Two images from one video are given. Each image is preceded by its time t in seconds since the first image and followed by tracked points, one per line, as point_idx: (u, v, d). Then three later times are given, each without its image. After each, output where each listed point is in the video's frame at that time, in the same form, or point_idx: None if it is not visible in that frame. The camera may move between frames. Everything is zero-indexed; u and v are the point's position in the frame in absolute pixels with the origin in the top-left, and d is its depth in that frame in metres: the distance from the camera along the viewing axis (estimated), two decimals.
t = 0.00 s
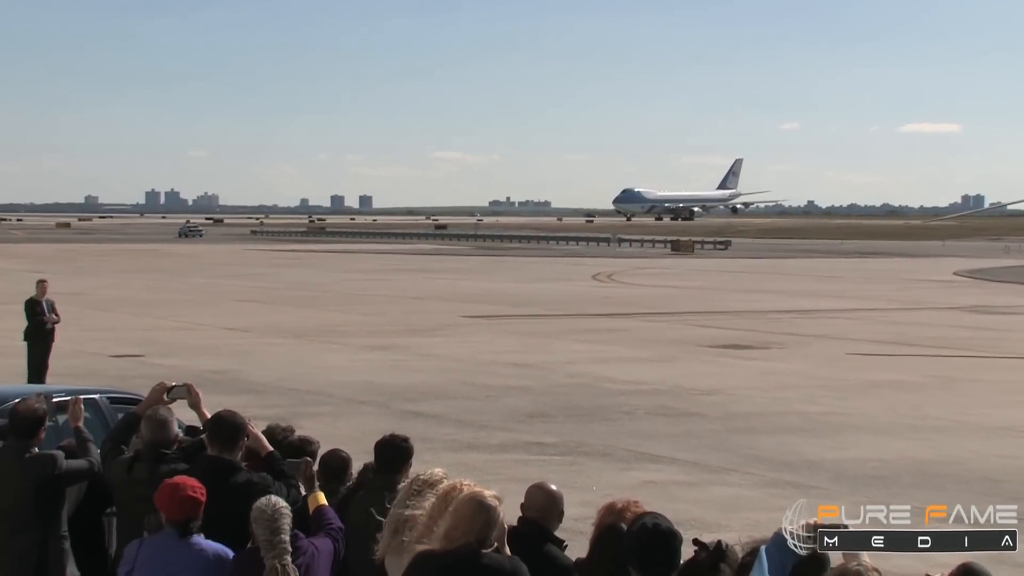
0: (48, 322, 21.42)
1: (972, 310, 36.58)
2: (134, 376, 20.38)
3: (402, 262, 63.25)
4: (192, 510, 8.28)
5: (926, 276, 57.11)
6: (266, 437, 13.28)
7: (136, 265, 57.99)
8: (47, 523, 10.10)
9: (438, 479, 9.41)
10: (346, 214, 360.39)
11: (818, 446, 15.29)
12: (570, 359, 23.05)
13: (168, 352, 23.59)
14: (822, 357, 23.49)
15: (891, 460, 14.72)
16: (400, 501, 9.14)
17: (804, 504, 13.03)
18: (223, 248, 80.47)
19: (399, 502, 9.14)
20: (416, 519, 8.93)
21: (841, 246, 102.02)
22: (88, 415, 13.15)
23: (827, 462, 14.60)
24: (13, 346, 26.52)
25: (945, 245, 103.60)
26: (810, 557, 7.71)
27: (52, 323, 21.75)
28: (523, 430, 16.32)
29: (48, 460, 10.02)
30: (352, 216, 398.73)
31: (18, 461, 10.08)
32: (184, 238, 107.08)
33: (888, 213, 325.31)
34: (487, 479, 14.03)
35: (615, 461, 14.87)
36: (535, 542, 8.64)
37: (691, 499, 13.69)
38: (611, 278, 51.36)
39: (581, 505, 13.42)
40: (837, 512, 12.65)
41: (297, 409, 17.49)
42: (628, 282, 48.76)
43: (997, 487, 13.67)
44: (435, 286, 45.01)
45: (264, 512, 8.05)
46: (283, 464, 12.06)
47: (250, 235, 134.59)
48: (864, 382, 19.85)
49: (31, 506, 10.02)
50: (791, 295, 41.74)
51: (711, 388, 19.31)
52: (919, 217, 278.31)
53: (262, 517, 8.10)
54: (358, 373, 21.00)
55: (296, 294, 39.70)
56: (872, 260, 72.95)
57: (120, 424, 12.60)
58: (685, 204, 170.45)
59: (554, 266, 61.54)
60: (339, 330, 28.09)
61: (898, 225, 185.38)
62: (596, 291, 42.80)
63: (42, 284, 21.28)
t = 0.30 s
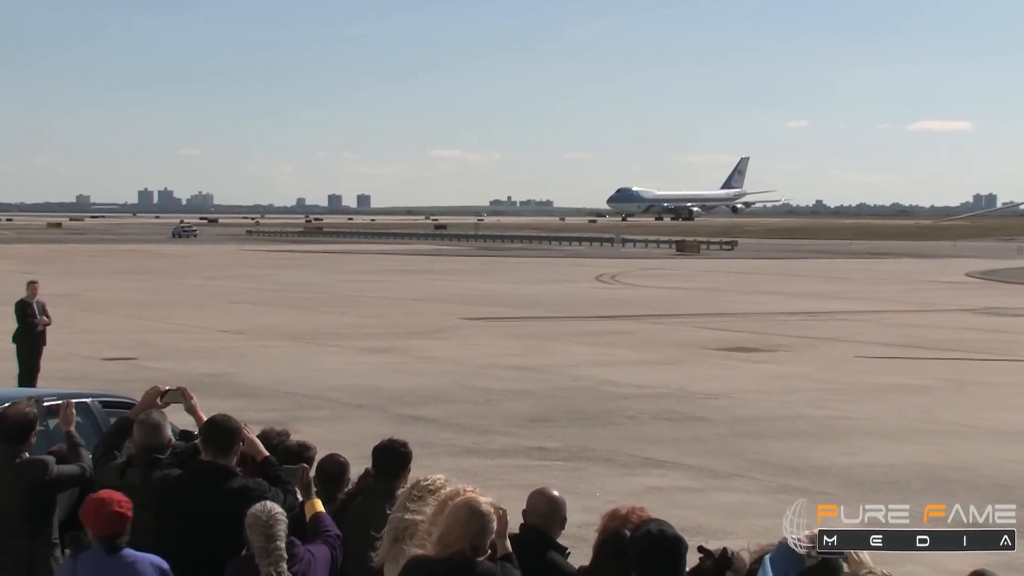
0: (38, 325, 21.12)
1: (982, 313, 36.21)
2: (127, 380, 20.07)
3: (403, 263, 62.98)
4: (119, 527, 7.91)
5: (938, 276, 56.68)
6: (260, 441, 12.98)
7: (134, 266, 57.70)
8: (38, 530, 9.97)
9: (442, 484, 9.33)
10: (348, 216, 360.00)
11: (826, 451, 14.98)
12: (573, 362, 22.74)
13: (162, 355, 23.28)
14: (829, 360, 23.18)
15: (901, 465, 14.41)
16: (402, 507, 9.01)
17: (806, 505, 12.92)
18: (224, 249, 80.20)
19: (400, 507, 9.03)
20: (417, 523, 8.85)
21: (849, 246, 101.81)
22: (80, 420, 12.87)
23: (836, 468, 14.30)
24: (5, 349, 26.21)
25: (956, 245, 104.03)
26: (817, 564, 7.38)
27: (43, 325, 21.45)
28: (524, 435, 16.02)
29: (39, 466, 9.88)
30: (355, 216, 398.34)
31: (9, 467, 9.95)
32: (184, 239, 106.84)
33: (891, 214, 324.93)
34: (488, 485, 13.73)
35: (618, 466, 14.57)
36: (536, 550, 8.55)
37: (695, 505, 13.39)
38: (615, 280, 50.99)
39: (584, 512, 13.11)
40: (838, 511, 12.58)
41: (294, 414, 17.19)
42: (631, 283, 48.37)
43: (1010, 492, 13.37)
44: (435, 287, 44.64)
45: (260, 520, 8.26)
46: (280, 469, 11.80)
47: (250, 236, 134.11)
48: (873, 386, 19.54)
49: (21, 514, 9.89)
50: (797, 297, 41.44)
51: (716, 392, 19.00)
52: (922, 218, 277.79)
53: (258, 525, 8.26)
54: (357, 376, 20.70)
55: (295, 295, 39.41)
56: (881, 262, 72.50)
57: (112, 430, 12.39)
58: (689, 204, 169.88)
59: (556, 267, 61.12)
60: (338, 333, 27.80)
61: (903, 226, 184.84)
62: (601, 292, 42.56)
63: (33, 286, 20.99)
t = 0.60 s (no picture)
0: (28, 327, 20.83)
1: (993, 315, 35.92)
2: (120, 383, 19.77)
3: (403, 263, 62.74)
4: (31, 517, 7.89)
5: (948, 278, 56.40)
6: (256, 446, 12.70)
7: (131, 267, 57.52)
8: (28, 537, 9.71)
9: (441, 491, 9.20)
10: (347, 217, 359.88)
11: (836, 456, 14.67)
12: (576, 365, 22.44)
13: (156, 358, 22.99)
14: (838, 363, 22.87)
15: (912, 470, 14.11)
16: (399, 515, 8.89)
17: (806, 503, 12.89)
18: (224, 250, 79.96)
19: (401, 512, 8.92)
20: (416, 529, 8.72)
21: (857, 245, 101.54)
22: (71, 424, 12.60)
23: (848, 473, 14.00)
24: None
25: (968, 245, 104.41)
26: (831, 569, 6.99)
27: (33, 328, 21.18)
28: (526, 440, 15.72)
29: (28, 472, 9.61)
30: (355, 215, 398.20)
31: None
32: (183, 239, 106.63)
33: (894, 213, 324.55)
34: (489, 492, 13.43)
35: (623, 471, 14.27)
36: (538, 557, 8.40)
37: (701, 511, 13.09)
38: (618, 281, 50.66)
39: (588, 518, 12.82)
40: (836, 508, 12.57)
41: (289, 418, 16.88)
42: (635, 284, 48.04)
43: None
44: (435, 288, 44.33)
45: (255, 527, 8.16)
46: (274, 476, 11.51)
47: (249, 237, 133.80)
48: (883, 390, 19.24)
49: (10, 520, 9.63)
50: (804, 299, 41.14)
51: (723, 396, 18.69)
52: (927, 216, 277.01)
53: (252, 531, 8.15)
54: (356, 379, 20.41)
55: (293, 296, 39.17)
56: (889, 263, 72.24)
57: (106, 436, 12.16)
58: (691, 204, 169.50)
59: (559, 268, 60.84)
60: (336, 336, 27.48)
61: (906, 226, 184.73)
62: (604, 294, 42.27)
63: (24, 287, 20.70)
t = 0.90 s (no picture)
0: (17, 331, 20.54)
1: (1004, 316, 35.60)
2: (111, 387, 19.49)
3: (404, 264, 62.45)
4: None
5: (959, 279, 56.06)
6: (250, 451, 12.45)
7: (128, 268, 57.20)
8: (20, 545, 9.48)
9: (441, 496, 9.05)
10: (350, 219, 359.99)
11: (845, 462, 14.37)
12: (579, 368, 22.15)
13: (151, 361, 22.70)
14: (848, 366, 22.56)
15: (924, 476, 13.81)
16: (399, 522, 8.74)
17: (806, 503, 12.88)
18: (224, 252, 79.68)
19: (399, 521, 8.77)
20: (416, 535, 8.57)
21: (864, 245, 101.19)
22: (61, 429, 12.34)
23: (859, 479, 13.71)
24: None
25: (981, 245, 104.70)
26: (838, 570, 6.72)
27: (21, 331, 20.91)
28: (527, 445, 15.43)
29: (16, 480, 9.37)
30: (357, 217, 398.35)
31: None
32: (185, 240, 106.38)
33: (899, 215, 323.70)
34: (490, 498, 13.14)
35: (626, 477, 13.98)
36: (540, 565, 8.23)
37: (707, 519, 12.78)
38: (622, 282, 50.37)
39: (591, 525, 12.52)
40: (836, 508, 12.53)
41: (285, 423, 16.58)
42: (639, 286, 47.78)
43: None
44: (435, 290, 44.05)
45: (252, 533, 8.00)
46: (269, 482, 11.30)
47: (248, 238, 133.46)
48: (892, 394, 18.94)
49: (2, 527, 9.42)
50: (812, 300, 40.80)
51: (730, 400, 18.38)
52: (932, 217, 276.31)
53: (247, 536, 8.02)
54: (355, 383, 20.11)
55: (291, 299, 38.86)
56: (900, 262, 71.89)
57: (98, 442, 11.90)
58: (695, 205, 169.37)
59: (562, 269, 60.52)
60: (334, 338, 27.20)
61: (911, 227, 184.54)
62: (607, 296, 41.94)
63: (14, 289, 20.44)
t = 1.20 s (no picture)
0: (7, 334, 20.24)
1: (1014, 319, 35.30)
2: (104, 391, 19.19)
3: (405, 265, 62.21)
4: None
5: (970, 280, 55.76)
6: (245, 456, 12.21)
7: (127, 269, 56.98)
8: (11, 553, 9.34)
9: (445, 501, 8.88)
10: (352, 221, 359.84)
11: (856, 468, 14.07)
12: (583, 372, 21.86)
13: (146, 365, 22.42)
14: (856, 369, 22.26)
15: (936, 483, 13.50)
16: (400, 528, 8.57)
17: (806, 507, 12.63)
18: (224, 252, 79.44)
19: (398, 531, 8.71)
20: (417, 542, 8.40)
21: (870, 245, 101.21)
22: (52, 434, 12.09)
23: (871, 485, 13.40)
24: None
25: (993, 245, 105.43)
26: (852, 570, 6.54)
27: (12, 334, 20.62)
28: (529, 450, 15.14)
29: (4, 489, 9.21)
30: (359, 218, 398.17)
31: None
32: (184, 240, 106.18)
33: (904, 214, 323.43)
34: (491, 504, 12.84)
35: (630, 483, 13.69)
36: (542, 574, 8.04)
37: (713, 526, 12.49)
38: (627, 283, 50.10)
39: (594, 532, 12.21)
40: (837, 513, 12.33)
41: (281, 429, 16.29)
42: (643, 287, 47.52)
43: None
44: (437, 292, 43.75)
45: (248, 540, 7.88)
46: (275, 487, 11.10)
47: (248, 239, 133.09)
48: (902, 398, 18.62)
49: None
50: (820, 302, 40.53)
51: (737, 404, 18.09)
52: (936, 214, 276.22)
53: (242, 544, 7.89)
54: (353, 387, 19.81)
55: (290, 300, 38.61)
56: (908, 263, 71.58)
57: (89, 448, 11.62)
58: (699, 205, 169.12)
59: (565, 270, 60.19)
60: (334, 341, 26.93)
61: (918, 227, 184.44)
62: (611, 298, 41.68)
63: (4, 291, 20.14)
